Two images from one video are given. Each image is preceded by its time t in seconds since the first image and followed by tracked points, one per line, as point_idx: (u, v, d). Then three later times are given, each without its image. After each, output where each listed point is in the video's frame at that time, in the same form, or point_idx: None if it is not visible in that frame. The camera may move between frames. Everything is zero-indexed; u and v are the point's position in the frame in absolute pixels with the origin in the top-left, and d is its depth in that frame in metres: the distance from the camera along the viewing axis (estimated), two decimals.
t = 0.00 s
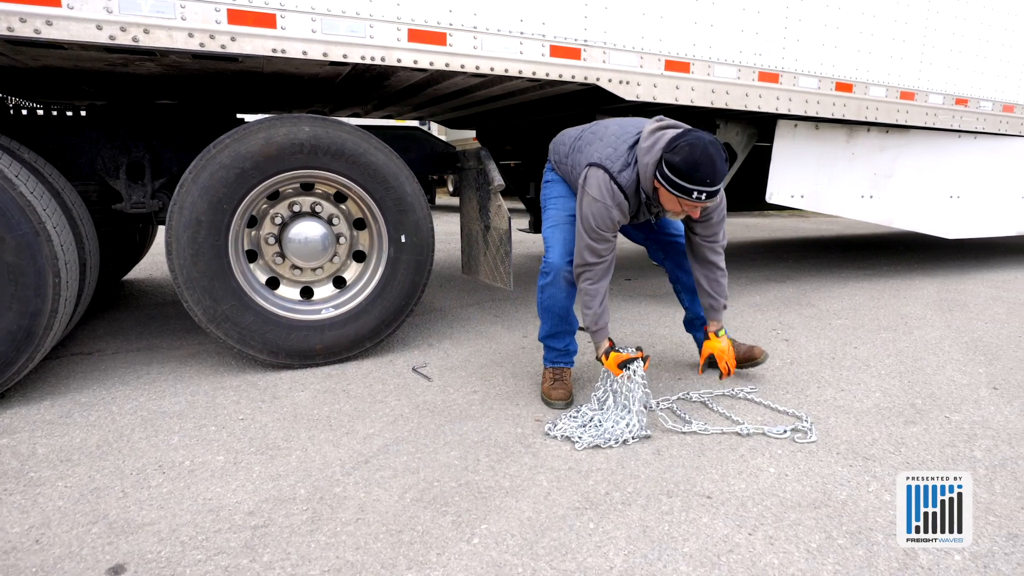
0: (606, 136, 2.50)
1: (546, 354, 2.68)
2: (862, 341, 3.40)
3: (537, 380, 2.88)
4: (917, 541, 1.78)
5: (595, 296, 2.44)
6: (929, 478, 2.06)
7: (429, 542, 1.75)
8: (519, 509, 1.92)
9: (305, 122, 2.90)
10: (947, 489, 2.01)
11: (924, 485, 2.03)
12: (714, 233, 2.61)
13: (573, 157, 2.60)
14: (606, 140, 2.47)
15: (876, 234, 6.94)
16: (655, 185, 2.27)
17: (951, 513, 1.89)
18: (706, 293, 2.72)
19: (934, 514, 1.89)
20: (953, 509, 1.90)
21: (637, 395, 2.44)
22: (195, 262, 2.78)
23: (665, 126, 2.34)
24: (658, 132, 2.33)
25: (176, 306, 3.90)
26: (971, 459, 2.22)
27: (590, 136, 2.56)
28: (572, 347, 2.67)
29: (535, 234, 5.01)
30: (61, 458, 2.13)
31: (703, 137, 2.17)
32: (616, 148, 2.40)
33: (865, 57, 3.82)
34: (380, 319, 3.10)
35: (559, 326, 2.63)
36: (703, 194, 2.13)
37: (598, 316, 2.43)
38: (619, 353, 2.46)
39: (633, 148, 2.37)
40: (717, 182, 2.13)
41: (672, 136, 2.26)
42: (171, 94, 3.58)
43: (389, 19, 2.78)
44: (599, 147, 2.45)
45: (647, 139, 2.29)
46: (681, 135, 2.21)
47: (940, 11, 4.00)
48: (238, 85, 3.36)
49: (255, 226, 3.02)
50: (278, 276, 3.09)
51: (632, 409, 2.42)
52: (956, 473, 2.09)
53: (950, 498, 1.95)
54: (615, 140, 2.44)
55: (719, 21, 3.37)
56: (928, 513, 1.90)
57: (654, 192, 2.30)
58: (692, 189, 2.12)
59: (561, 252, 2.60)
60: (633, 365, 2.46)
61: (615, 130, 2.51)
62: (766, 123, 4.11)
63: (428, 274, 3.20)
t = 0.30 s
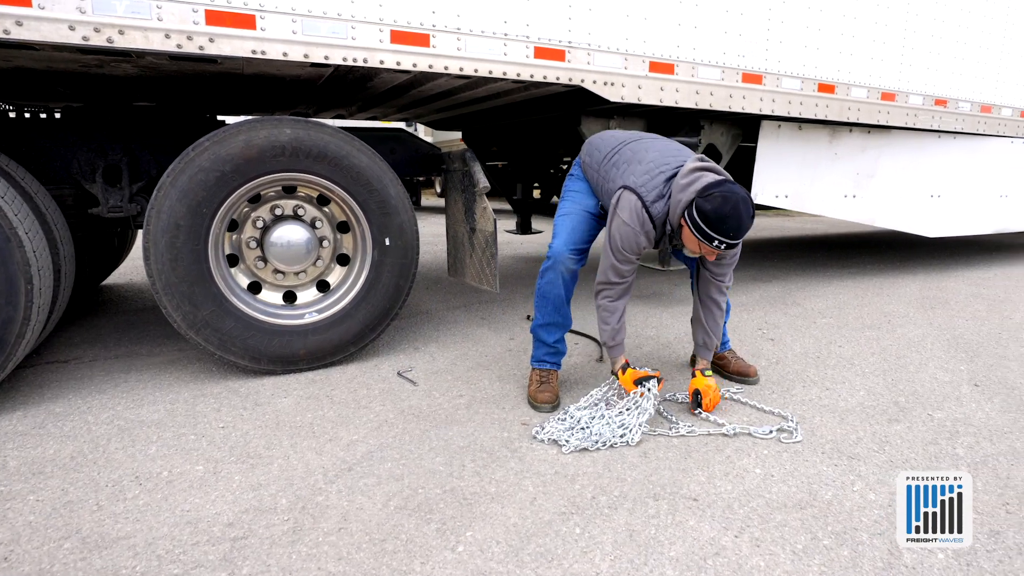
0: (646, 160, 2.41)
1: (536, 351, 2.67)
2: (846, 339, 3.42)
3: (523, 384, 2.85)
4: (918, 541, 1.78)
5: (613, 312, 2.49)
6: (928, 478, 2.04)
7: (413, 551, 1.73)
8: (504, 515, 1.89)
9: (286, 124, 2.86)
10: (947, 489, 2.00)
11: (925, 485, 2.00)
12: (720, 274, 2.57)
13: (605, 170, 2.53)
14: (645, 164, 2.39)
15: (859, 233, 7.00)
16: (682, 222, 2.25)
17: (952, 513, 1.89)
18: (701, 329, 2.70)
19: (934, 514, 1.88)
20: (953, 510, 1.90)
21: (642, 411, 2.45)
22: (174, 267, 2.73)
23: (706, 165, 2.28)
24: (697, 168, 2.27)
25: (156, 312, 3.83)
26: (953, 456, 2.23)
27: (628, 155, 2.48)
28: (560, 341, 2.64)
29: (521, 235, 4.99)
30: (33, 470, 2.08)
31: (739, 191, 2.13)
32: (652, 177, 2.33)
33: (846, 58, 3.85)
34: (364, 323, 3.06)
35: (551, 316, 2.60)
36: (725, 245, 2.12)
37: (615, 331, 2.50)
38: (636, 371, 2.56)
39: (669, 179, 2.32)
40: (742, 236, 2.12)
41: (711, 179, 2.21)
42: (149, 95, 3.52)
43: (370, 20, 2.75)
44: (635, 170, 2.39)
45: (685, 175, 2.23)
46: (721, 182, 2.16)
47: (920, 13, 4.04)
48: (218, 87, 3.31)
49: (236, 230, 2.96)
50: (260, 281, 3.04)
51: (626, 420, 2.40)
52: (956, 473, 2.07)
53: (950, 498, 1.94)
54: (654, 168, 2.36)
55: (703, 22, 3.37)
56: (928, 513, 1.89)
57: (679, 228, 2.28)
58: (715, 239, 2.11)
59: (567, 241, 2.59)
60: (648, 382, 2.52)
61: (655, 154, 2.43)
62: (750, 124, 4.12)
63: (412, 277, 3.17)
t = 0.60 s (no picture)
0: (644, 158, 2.38)
1: (517, 353, 2.64)
2: (824, 336, 3.45)
3: (504, 387, 2.83)
4: (918, 541, 1.78)
5: (620, 314, 2.44)
6: (929, 479, 2.06)
7: (391, 560, 1.70)
8: (484, 521, 1.87)
9: (259, 126, 2.81)
10: (947, 489, 2.01)
11: (925, 486, 2.02)
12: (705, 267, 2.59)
13: (603, 169, 2.48)
14: (644, 163, 2.36)
15: (835, 231, 7.10)
16: (685, 219, 2.22)
17: (951, 513, 1.89)
18: (679, 313, 2.73)
19: (934, 513, 1.88)
20: (953, 509, 1.90)
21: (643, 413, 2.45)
22: (145, 273, 2.66)
23: (706, 162, 2.27)
24: (698, 165, 2.26)
25: (128, 319, 3.75)
26: (929, 451, 2.26)
27: (625, 155, 2.44)
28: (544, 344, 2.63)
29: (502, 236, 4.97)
30: None
31: (741, 185, 2.12)
32: (653, 174, 2.30)
33: (821, 58, 3.89)
34: (342, 328, 3.02)
35: (539, 318, 2.58)
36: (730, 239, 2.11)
37: (622, 333, 2.46)
38: (641, 375, 2.57)
39: (669, 176, 2.29)
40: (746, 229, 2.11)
41: (714, 175, 2.19)
42: (118, 98, 3.43)
43: (345, 21, 2.71)
44: (635, 169, 2.35)
45: (687, 172, 2.21)
46: (724, 178, 2.15)
47: (892, 13, 4.10)
48: (189, 89, 3.24)
49: (210, 235, 2.90)
50: (235, 286, 2.98)
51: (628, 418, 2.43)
52: (955, 473, 2.09)
53: (950, 498, 1.95)
54: (653, 166, 2.33)
55: (680, 23, 3.38)
56: (928, 512, 1.89)
57: (682, 225, 2.25)
58: (721, 234, 2.09)
59: (559, 244, 2.56)
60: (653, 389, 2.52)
61: (653, 153, 2.40)
62: (728, 123, 4.14)
63: (391, 280, 3.14)
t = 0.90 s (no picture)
0: (626, 162, 2.38)
1: (497, 357, 2.62)
2: (804, 337, 3.46)
3: (484, 391, 2.81)
4: (917, 541, 1.78)
5: (591, 312, 2.43)
6: (929, 479, 2.05)
7: (368, 571, 1.67)
8: (463, 529, 1.85)
9: (234, 130, 2.77)
10: (947, 489, 2.01)
11: (925, 485, 2.02)
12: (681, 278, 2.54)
13: (584, 170, 2.48)
14: (626, 166, 2.36)
15: (815, 231, 7.16)
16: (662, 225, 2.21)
17: (952, 513, 1.89)
18: (653, 334, 2.64)
19: (934, 514, 1.88)
20: (953, 509, 1.90)
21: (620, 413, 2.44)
22: (116, 280, 2.60)
23: (688, 171, 2.27)
24: (680, 173, 2.26)
25: (101, 326, 3.67)
26: (908, 450, 2.27)
27: (607, 157, 2.44)
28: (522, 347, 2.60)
29: (482, 239, 4.94)
30: None
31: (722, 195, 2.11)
32: (634, 178, 2.29)
33: (798, 60, 3.92)
34: (320, 333, 2.98)
35: (517, 320, 2.56)
36: (706, 249, 2.09)
37: (593, 331, 2.45)
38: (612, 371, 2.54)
39: (650, 181, 2.29)
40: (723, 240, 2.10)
41: (695, 184, 2.19)
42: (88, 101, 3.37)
43: (320, 23, 2.68)
44: (617, 171, 2.35)
45: (669, 178, 2.21)
46: (705, 187, 2.14)
47: (866, 16, 4.14)
48: (162, 91, 3.18)
49: (184, 239, 2.84)
50: (210, 292, 2.92)
51: (606, 421, 2.41)
52: (956, 473, 2.08)
53: (950, 498, 1.95)
54: (635, 170, 2.33)
55: (658, 25, 3.39)
56: (928, 513, 1.90)
57: (659, 231, 2.24)
58: (696, 242, 2.07)
59: (536, 245, 2.55)
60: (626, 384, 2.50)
61: (635, 158, 2.40)
62: (707, 125, 4.15)
63: (369, 285, 3.10)
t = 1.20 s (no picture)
0: (600, 171, 2.38)
1: (480, 363, 2.61)
2: (788, 339, 3.48)
3: (468, 397, 2.79)
4: (918, 541, 1.80)
5: (575, 325, 2.43)
6: (929, 479, 2.08)
7: None
8: (446, 537, 1.83)
9: (213, 135, 2.74)
10: (947, 489, 2.03)
11: (925, 485, 2.04)
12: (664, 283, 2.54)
13: (559, 180, 2.48)
14: (600, 176, 2.36)
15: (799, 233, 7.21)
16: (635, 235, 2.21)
17: (952, 513, 1.91)
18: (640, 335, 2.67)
19: (934, 513, 1.90)
20: (953, 509, 1.92)
21: (606, 421, 2.44)
22: (93, 287, 2.56)
23: (661, 179, 2.27)
24: (652, 181, 2.26)
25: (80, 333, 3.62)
26: (891, 452, 2.28)
27: (582, 166, 2.44)
28: (505, 352, 2.60)
29: (468, 242, 4.93)
30: None
31: (693, 205, 2.12)
32: (607, 188, 2.29)
33: (779, 64, 3.95)
34: (302, 340, 2.96)
35: (500, 325, 2.55)
36: (677, 258, 2.10)
37: (577, 343, 2.45)
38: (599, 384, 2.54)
39: (623, 191, 2.29)
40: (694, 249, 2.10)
41: (667, 192, 2.19)
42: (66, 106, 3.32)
43: (300, 27, 2.65)
44: (590, 181, 2.35)
45: (640, 188, 2.21)
46: (675, 196, 2.14)
47: (846, 21, 4.19)
48: (141, 96, 3.13)
49: (163, 246, 2.81)
50: (190, 299, 2.88)
51: (592, 427, 2.42)
52: (956, 473, 2.11)
53: (950, 498, 1.97)
54: (608, 179, 2.33)
55: (641, 29, 3.40)
56: (928, 512, 1.91)
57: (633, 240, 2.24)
58: (667, 252, 2.08)
59: (518, 251, 2.54)
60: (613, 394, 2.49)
61: (609, 167, 2.40)
62: (690, 128, 4.17)
63: (352, 290, 3.08)
